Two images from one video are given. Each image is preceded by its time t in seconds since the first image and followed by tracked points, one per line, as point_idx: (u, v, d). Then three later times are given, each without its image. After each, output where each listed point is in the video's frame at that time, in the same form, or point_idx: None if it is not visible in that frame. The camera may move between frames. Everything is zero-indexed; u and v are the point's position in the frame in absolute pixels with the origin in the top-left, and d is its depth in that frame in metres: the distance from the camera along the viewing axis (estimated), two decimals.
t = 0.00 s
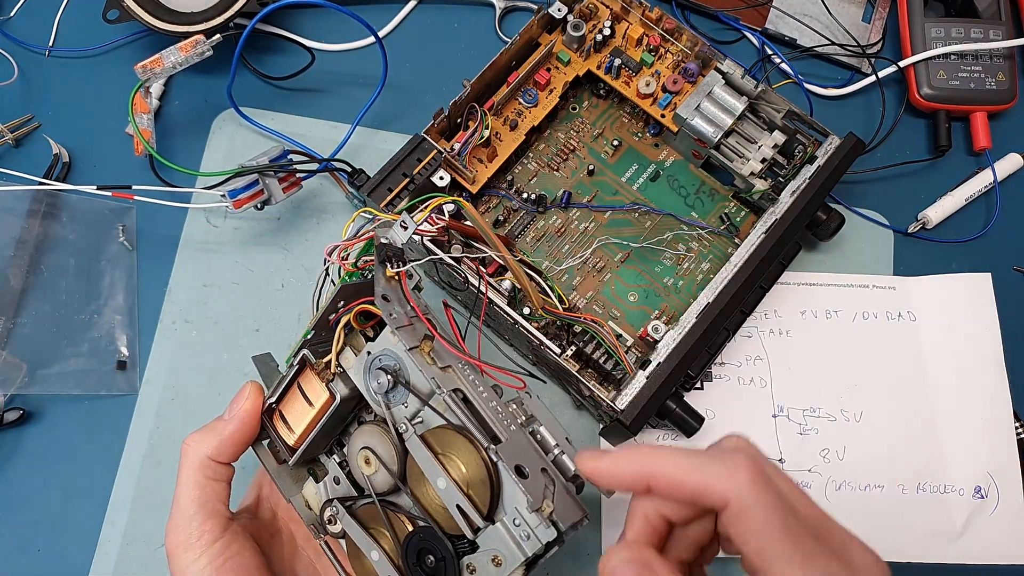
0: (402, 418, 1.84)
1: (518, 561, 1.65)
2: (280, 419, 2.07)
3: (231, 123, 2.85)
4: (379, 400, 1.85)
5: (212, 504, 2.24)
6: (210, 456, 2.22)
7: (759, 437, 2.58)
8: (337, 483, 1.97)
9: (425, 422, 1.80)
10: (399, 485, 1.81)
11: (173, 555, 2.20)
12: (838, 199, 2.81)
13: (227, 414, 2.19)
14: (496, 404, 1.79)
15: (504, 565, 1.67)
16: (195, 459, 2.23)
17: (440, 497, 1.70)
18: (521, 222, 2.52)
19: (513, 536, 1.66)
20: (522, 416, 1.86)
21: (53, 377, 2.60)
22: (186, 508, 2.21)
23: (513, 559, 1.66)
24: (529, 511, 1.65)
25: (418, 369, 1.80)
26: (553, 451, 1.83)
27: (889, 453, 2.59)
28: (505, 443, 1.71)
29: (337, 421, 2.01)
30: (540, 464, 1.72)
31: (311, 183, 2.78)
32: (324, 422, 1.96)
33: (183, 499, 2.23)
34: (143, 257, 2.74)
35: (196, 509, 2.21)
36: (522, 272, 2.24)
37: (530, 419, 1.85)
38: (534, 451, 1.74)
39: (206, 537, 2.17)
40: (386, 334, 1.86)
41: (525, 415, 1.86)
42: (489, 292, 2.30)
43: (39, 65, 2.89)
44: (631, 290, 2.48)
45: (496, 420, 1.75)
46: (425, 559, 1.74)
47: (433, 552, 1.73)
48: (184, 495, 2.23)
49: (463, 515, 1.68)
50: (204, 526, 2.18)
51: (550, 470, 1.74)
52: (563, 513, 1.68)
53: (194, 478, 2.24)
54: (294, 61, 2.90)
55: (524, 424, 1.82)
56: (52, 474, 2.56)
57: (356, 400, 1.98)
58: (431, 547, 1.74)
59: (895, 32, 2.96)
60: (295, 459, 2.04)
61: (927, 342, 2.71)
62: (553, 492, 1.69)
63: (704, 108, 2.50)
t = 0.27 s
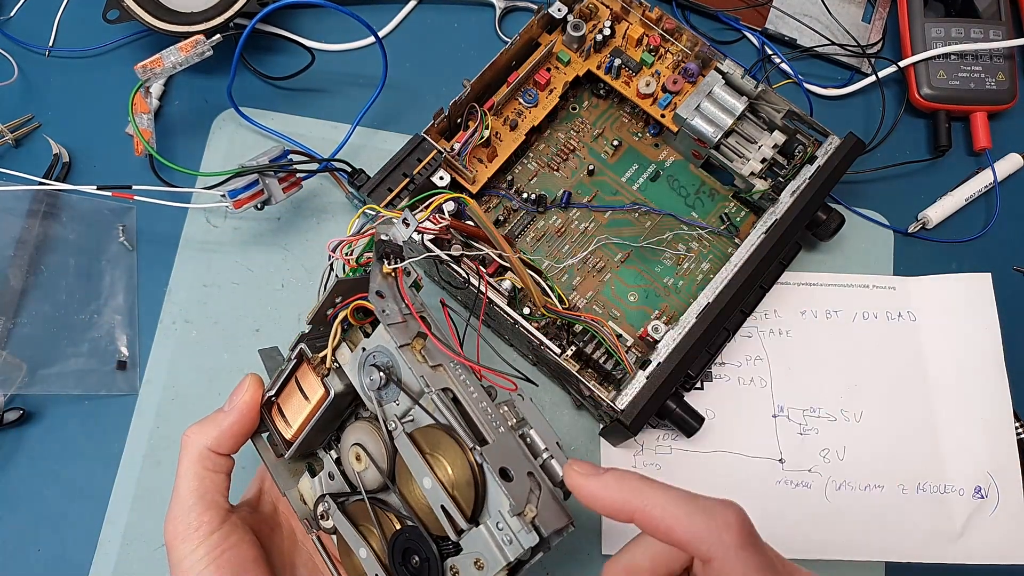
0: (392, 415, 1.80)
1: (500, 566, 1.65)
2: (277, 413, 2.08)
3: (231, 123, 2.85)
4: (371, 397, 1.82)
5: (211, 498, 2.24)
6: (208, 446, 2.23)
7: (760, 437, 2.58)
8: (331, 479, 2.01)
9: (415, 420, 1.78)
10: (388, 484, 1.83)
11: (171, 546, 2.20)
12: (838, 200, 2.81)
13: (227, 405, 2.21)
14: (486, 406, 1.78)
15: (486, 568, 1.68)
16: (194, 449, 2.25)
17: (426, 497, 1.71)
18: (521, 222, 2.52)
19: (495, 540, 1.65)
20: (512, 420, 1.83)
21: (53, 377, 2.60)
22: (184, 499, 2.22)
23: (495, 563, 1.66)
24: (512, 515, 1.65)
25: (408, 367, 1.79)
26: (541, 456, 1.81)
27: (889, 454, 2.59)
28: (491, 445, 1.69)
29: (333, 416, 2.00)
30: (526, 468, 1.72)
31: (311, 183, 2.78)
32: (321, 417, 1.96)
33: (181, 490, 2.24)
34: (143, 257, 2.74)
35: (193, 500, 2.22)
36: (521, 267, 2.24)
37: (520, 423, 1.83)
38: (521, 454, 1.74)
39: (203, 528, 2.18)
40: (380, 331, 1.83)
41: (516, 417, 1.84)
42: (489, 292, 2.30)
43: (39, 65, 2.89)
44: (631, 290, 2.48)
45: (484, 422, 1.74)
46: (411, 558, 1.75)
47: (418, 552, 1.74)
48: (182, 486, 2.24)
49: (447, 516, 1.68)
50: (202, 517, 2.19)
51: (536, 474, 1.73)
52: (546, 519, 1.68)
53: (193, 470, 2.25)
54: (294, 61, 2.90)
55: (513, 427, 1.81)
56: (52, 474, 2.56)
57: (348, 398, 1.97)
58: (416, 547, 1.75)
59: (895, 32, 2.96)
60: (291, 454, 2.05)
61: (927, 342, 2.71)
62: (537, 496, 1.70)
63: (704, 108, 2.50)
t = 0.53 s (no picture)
0: (342, 405, 1.78)
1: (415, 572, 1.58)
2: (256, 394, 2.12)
3: (231, 123, 2.85)
4: (327, 384, 1.82)
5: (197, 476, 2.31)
6: (194, 424, 2.29)
7: (760, 437, 2.58)
8: (294, 466, 1.93)
9: (362, 411, 1.76)
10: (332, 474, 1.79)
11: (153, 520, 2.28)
12: (839, 200, 2.81)
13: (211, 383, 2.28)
14: (430, 404, 1.73)
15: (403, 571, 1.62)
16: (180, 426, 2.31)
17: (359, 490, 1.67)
18: (521, 222, 2.52)
19: (415, 543, 1.59)
20: (457, 422, 1.76)
21: (53, 377, 2.60)
22: (169, 475, 2.30)
23: (412, 567, 1.59)
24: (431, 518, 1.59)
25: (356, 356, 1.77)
26: (479, 461, 1.73)
27: (890, 454, 2.59)
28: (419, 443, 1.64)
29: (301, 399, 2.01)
30: (457, 472, 1.66)
31: (311, 183, 2.78)
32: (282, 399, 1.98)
33: (168, 467, 2.31)
34: (143, 257, 2.75)
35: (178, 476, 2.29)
36: (519, 268, 2.24)
37: (466, 426, 1.76)
38: (457, 457, 1.68)
39: (185, 506, 2.25)
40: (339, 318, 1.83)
41: (461, 420, 1.77)
42: (489, 292, 2.30)
43: (39, 65, 2.89)
44: (631, 290, 2.48)
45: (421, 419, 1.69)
46: (343, 554, 1.71)
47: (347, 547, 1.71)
48: (168, 462, 2.31)
49: (372, 511, 1.65)
50: (184, 493, 2.26)
51: (467, 479, 1.67)
52: (465, 527, 1.61)
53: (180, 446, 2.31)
54: (295, 61, 2.90)
55: (457, 429, 1.74)
56: (52, 473, 2.56)
57: (313, 385, 1.97)
58: (348, 543, 1.70)
59: (895, 32, 2.96)
60: (263, 434, 2.08)
61: (927, 342, 2.71)
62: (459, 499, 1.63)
63: (704, 108, 2.50)
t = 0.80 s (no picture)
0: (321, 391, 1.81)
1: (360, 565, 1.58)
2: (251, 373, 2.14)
3: (232, 123, 2.85)
4: (310, 367, 1.85)
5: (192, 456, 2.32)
6: (193, 399, 2.31)
7: (760, 437, 2.58)
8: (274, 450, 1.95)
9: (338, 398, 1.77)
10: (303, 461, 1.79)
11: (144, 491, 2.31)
12: (839, 200, 2.81)
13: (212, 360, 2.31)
14: (400, 399, 1.72)
15: (352, 563, 1.61)
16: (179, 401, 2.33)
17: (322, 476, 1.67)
18: (521, 222, 2.52)
19: (364, 536, 1.59)
20: (424, 417, 1.73)
21: (52, 377, 2.59)
22: (164, 449, 2.32)
23: (359, 559, 1.59)
24: (380, 513, 1.58)
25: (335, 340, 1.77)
26: (441, 461, 1.69)
27: (890, 454, 2.59)
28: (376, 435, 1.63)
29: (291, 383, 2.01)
30: (414, 470, 1.64)
31: (311, 183, 2.78)
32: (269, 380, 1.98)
33: (164, 443, 2.32)
34: (144, 257, 2.75)
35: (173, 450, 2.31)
36: (529, 271, 2.31)
37: (435, 425, 1.73)
38: (418, 453, 1.66)
39: (176, 480, 2.27)
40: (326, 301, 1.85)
41: (432, 418, 1.75)
42: (489, 292, 2.30)
43: (38, 65, 2.89)
44: (631, 290, 2.48)
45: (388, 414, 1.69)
46: (302, 540, 1.72)
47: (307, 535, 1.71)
48: (165, 435, 2.33)
49: (329, 500, 1.65)
50: (177, 468, 2.28)
51: (424, 477, 1.65)
52: (413, 526, 1.58)
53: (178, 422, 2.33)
54: (294, 61, 2.90)
55: (424, 427, 1.72)
56: (52, 473, 2.56)
57: (303, 368, 1.97)
58: (307, 530, 1.71)
59: (895, 32, 2.96)
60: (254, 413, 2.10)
61: (927, 342, 2.71)
62: (411, 497, 1.61)
63: (704, 108, 2.50)
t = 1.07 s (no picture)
0: (308, 393, 1.83)
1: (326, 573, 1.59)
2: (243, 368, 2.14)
3: (232, 123, 2.85)
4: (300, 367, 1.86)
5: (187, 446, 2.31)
6: (196, 383, 2.31)
7: (760, 437, 2.58)
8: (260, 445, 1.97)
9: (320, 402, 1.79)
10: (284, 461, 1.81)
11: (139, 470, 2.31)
12: (839, 199, 2.81)
13: (213, 344, 2.30)
14: (380, 408, 1.72)
15: (319, 568, 1.62)
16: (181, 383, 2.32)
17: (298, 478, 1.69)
18: (521, 222, 2.52)
19: (332, 544, 1.59)
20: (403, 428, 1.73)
21: (52, 377, 2.59)
22: (162, 431, 2.32)
23: (325, 565, 1.60)
24: (348, 522, 1.58)
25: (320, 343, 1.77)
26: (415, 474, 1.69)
27: (889, 454, 2.59)
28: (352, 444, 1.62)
29: (283, 379, 2.01)
30: (386, 481, 1.63)
31: (311, 183, 2.78)
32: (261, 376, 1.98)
33: (163, 427, 2.32)
34: (144, 257, 2.75)
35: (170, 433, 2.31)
36: (531, 271, 2.32)
37: (413, 436, 1.73)
38: (393, 465, 1.66)
39: (171, 465, 2.28)
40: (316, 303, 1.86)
41: (410, 429, 1.74)
42: (489, 292, 2.31)
43: (38, 65, 2.89)
44: (631, 290, 2.48)
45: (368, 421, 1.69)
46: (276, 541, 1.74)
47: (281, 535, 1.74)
48: (164, 417, 2.33)
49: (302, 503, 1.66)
50: (173, 453, 2.29)
51: (396, 489, 1.64)
52: (379, 538, 1.59)
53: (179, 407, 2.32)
54: (295, 61, 2.90)
55: (402, 437, 1.71)
56: (52, 473, 2.56)
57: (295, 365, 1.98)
58: (281, 531, 1.73)
59: (895, 32, 2.96)
60: (244, 407, 2.11)
61: (927, 342, 2.71)
62: (380, 508, 1.61)
63: (704, 108, 2.49)
